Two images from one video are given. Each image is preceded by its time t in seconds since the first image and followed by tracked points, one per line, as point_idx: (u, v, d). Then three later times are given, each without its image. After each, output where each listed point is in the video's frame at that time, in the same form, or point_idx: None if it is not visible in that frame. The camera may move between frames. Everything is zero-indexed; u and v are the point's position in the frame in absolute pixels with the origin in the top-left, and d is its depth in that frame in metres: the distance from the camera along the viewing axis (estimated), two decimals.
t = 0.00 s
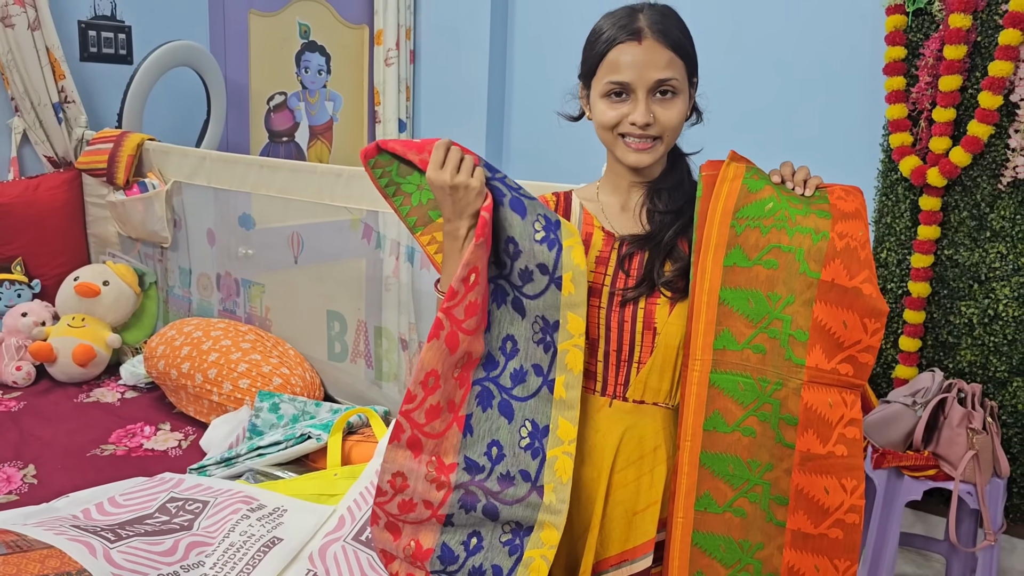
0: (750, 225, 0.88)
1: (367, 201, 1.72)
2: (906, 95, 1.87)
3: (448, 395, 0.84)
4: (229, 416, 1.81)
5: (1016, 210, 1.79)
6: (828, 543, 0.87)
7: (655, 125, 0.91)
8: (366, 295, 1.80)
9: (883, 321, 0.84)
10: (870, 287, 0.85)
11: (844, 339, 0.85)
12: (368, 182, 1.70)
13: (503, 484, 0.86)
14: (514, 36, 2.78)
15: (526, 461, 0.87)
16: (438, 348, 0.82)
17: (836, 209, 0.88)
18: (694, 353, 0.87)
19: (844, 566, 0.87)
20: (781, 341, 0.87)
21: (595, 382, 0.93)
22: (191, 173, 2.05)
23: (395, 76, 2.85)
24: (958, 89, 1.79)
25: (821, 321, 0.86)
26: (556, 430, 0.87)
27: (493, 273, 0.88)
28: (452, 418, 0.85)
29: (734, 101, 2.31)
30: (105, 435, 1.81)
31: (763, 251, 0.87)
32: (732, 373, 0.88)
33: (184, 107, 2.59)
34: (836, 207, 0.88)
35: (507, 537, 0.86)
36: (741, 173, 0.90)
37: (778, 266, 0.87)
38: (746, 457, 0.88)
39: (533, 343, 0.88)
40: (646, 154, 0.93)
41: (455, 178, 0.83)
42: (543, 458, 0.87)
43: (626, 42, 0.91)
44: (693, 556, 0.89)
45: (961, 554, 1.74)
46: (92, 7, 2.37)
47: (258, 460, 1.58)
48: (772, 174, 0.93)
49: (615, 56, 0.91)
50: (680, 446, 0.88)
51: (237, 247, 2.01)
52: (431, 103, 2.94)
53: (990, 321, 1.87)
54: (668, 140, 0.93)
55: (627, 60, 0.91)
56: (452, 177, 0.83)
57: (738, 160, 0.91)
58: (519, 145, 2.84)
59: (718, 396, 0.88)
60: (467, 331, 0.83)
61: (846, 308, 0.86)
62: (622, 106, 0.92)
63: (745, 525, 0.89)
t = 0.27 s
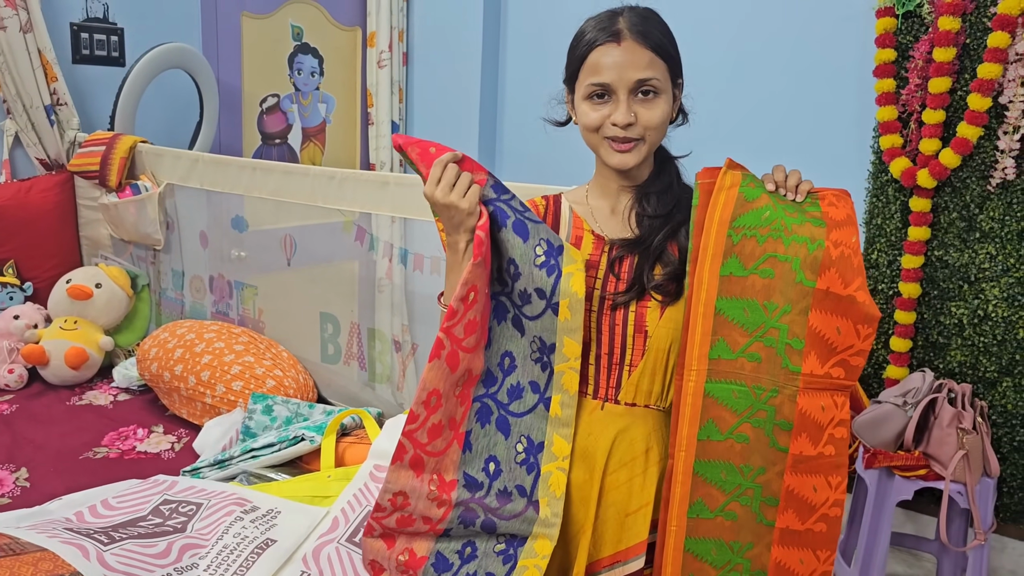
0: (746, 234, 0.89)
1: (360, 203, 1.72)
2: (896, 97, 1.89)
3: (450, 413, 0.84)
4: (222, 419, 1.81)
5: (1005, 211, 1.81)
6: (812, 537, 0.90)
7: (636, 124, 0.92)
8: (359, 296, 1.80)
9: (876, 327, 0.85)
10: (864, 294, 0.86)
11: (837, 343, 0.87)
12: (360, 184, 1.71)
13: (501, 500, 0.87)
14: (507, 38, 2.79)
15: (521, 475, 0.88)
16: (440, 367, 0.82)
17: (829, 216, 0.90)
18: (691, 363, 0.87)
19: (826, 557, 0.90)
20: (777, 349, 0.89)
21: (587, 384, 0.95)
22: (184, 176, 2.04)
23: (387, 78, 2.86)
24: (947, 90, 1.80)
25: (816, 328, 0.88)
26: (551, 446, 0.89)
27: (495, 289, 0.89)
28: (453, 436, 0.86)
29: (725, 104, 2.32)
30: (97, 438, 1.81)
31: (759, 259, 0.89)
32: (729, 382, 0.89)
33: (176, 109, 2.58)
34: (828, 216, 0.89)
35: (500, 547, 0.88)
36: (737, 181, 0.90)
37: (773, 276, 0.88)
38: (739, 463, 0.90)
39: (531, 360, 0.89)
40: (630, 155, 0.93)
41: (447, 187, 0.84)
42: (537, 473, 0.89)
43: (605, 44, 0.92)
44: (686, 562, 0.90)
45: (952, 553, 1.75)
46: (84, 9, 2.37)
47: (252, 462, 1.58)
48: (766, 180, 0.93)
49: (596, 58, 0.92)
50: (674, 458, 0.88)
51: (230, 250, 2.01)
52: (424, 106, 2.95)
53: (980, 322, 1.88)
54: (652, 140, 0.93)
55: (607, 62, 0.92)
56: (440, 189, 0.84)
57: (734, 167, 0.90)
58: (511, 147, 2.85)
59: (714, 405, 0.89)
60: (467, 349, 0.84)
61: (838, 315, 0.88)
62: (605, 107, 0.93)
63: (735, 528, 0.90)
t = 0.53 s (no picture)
0: (731, 241, 0.89)
1: (354, 209, 1.72)
2: (887, 102, 1.91)
3: (436, 435, 0.83)
4: (216, 425, 1.81)
5: (995, 216, 1.82)
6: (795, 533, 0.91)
7: (624, 124, 0.93)
8: (352, 301, 1.80)
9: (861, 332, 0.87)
10: (849, 300, 0.87)
11: (823, 348, 0.88)
12: (354, 190, 1.71)
13: (488, 518, 0.87)
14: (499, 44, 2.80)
15: (510, 493, 0.88)
16: (424, 393, 0.81)
17: (813, 222, 0.90)
18: (678, 369, 0.88)
19: (808, 550, 0.91)
20: (762, 355, 0.89)
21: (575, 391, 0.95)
22: (178, 181, 2.04)
23: (381, 84, 2.88)
24: (937, 96, 1.82)
25: (801, 334, 0.88)
26: (541, 465, 0.89)
27: (486, 308, 0.89)
28: (440, 457, 0.85)
29: (715, 110, 2.33)
30: (91, 444, 1.80)
31: (744, 266, 0.89)
32: (714, 387, 0.89)
33: (169, 114, 2.58)
34: (814, 222, 0.90)
35: (488, 560, 0.88)
36: (723, 189, 0.90)
37: (759, 282, 0.88)
38: (725, 465, 0.90)
39: (521, 380, 0.89)
40: (617, 155, 0.94)
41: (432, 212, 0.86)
42: (525, 491, 0.89)
43: (596, 45, 0.93)
44: (674, 564, 0.91)
45: (945, 556, 1.77)
46: (77, 15, 2.35)
47: (246, 468, 1.58)
48: (750, 187, 0.94)
49: (586, 58, 0.93)
50: (661, 462, 0.88)
51: (223, 255, 2.01)
52: (417, 111, 2.97)
53: (971, 325, 1.89)
54: (640, 141, 0.94)
55: (597, 62, 0.93)
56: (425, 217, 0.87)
57: (719, 175, 0.91)
58: (504, 152, 2.86)
59: (699, 410, 0.89)
60: (451, 373, 0.82)
61: (822, 321, 0.88)
62: (593, 107, 0.94)
63: (721, 527, 0.91)
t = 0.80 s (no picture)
0: (686, 253, 0.89)
1: (347, 214, 1.73)
2: (877, 107, 1.92)
3: (417, 458, 0.85)
4: (210, 431, 1.80)
5: (984, 219, 1.84)
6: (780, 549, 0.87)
7: (611, 127, 0.93)
8: (346, 306, 1.81)
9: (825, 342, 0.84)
10: (808, 310, 0.85)
11: (789, 359, 0.86)
12: (347, 196, 1.71)
13: (475, 548, 0.86)
14: (491, 49, 2.81)
15: (500, 524, 0.87)
16: (396, 415, 0.84)
17: (771, 232, 0.88)
18: (643, 381, 0.89)
19: (796, 570, 0.87)
20: (724, 364, 0.89)
21: (560, 395, 0.96)
22: (171, 187, 2.04)
23: (373, 89, 2.88)
24: (926, 100, 1.84)
25: (762, 344, 0.87)
26: (531, 501, 0.87)
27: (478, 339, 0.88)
28: (427, 482, 0.86)
29: (708, 116, 2.34)
30: (84, 451, 1.80)
31: (700, 277, 0.89)
32: (680, 398, 0.91)
33: (162, 120, 2.58)
34: (771, 230, 0.88)
35: None
36: (674, 203, 0.91)
37: (716, 293, 0.89)
38: (698, 477, 0.91)
39: (513, 417, 0.88)
40: (604, 158, 0.94)
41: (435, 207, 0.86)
42: (516, 523, 0.87)
43: (584, 49, 0.94)
44: None
45: (937, 557, 1.78)
46: (69, 21, 2.35)
47: (240, 474, 1.58)
48: (706, 199, 0.92)
49: (574, 62, 0.94)
50: (635, 473, 0.90)
51: (216, 260, 2.01)
52: (410, 116, 2.97)
53: (961, 328, 1.91)
54: (627, 144, 0.95)
55: (584, 66, 0.93)
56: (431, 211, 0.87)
57: (670, 188, 0.92)
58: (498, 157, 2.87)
59: (668, 420, 0.90)
60: (424, 399, 0.85)
61: (785, 331, 0.86)
62: (580, 111, 0.94)
63: (701, 541, 0.91)
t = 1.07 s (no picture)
0: (696, 270, 0.89)
1: (342, 221, 1.73)
2: (868, 113, 1.94)
3: (410, 474, 0.85)
4: (205, 438, 1.80)
5: (976, 223, 1.85)
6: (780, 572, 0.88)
7: (603, 129, 0.94)
8: (341, 313, 1.81)
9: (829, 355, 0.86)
10: (816, 324, 0.87)
11: (792, 374, 0.87)
12: (342, 202, 1.71)
13: (467, 564, 0.84)
14: (485, 56, 2.82)
15: (492, 542, 0.85)
16: (391, 429, 0.85)
17: (780, 247, 0.90)
18: (647, 399, 0.88)
19: None
20: (732, 383, 0.89)
21: (558, 403, 0.96)
22: (165, 195, 2.04)
23: (368, 96, 2.89)
24: (918, 105, 1.85)
25: (770, 360, 0.88)
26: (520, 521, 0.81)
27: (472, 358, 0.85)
28: (420, 497, 0.85)
29: (698, 122, 2.36)
30: (78, 459, 1.79)
31: (710, 295, 0.89)
32: (685, 417, 0.89)
33: (156, 128, 2.58)
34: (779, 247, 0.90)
35: None
36: (684, 219, 0.91)
37: (725, 311, 0.89)
38: (700, 497, 0.90)
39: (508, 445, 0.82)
40: (598, 161, 0.95)
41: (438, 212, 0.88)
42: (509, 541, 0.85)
43: (574, 55, 0.95)
44: None
45: (931, 560, 1.78)
46: (63, 29, 2.35)
47: (236, 481, 1.58)
48: (715, 214, 0.93)
49: (564, 68, 0.95)
50: (635, 492, 0.89)
51: (211, 268, 2.01)
52: (404, 122, 2.98)
53: (954, 332, 1.92)
54: (620, 147, 0.95)
55: (575, 71, 0.95)
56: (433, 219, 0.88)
57: (680, 205, 0.92)
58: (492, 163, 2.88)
59: (671, 440, 0.89)
60: (418, 415, 0.85)
61: (790, 346, 0.88)
62: (571, 115, 0.95)
63: (700, 562, 0.90)
